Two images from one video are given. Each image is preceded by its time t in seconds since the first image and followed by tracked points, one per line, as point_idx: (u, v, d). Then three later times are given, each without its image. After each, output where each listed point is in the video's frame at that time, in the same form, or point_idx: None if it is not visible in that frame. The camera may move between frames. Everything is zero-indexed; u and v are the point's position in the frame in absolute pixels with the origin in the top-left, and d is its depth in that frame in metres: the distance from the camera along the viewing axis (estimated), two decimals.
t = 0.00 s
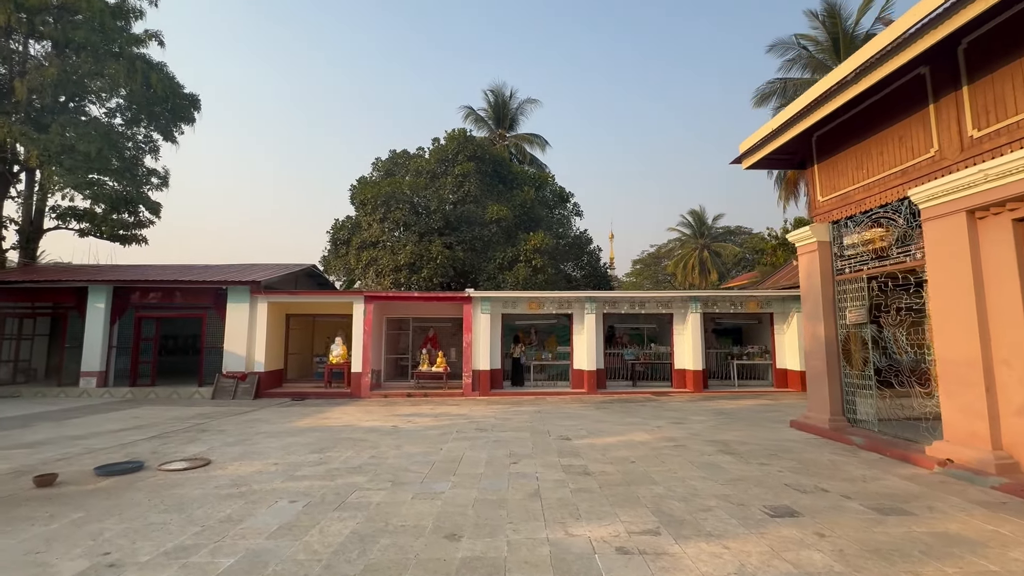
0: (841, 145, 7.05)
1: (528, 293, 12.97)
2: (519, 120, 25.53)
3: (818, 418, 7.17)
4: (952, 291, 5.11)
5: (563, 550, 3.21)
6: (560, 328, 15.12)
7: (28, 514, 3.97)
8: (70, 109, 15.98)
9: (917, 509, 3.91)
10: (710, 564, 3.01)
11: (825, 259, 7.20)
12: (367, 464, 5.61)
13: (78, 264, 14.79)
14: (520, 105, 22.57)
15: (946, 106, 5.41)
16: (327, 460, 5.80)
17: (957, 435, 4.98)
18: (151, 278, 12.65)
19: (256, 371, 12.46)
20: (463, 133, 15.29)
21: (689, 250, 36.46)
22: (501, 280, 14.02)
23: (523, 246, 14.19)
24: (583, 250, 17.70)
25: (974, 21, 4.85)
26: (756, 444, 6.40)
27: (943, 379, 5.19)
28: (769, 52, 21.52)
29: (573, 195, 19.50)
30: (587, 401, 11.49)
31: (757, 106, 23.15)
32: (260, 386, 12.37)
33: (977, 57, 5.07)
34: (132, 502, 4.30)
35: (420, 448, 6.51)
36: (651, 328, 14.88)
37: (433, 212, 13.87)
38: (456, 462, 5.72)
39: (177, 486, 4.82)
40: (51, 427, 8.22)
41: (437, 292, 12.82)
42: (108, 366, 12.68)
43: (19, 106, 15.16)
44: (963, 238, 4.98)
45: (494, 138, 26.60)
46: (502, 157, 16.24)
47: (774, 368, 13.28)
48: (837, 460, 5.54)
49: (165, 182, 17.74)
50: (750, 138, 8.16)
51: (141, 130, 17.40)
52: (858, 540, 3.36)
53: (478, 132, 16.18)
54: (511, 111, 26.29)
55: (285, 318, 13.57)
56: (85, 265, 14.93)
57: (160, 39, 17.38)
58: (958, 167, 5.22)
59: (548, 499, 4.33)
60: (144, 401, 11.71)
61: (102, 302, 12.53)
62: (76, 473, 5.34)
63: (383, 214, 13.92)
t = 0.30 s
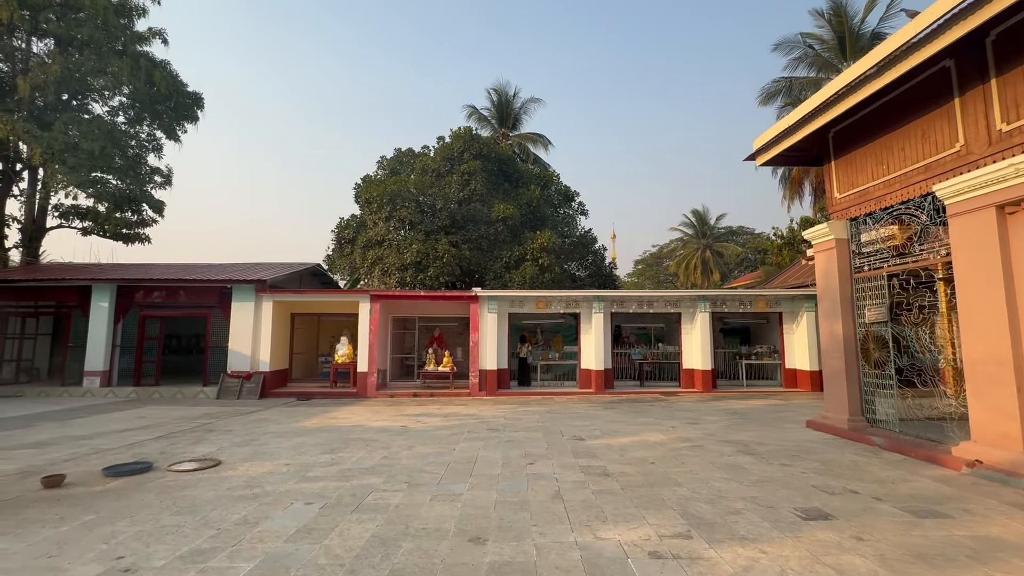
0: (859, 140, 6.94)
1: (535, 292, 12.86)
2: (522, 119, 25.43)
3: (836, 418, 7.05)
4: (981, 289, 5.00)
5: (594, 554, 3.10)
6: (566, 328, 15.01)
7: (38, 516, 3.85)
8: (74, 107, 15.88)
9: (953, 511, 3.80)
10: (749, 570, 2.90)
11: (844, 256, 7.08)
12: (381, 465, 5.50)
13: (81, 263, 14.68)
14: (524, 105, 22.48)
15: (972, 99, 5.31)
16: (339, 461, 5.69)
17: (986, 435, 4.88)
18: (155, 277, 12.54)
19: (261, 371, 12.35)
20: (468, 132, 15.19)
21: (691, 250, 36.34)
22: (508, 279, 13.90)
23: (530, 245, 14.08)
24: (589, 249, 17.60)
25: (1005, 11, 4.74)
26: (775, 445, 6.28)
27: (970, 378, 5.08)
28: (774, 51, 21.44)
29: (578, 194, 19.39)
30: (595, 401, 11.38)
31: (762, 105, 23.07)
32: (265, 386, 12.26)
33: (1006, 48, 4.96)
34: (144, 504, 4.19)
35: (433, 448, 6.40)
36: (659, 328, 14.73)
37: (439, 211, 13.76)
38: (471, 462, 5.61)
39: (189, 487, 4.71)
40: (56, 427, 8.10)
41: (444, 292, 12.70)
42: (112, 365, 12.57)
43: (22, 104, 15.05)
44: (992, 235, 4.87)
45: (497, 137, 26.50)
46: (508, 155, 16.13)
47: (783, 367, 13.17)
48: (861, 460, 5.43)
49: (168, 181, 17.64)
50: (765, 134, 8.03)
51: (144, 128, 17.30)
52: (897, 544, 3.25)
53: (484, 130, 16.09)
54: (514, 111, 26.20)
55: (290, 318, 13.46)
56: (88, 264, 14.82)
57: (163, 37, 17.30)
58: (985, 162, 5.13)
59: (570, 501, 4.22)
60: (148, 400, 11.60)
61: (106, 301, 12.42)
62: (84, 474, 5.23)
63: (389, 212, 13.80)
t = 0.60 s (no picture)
0: (881, 137, 6.80)
1: (543, 292, 12.71)
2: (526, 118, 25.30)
3: (858, 421, 6.89)
4: (1016, 288, 4.85)
5: (632, 567, 2.96)
6: (573, 328, 14.83)
7: (46, 525, 3.71)
8: (76, 105, 15.75)
9: (999, 520, 3.65)
10: None
11: (865, 255, 6.93)
12: (396, 469, 5.35)
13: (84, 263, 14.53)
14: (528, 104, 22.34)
15: (1005, 94, 5.16)
16: (353, 465, 5.54)
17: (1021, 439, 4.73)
18: (159, 276, 12.39)
19: (266, 371, 12.22)
20: (475, 130, 15.06)
21: (694, 250, 36.19)
22: (515, 279, 13.74)
23: (537, 244, 13.93)
24: (595, 249, 17.47)
25: None
26: (798, 448, 6.13)
27: (1003, 379, 4.94)
28: (781, 49, 21.30)
29: (584, 194, 19.23)
30: (605, 402, 11.23)
31: (768, 104, 22.93)
32: (271, 387, 12.12)
33: None
34: (156, 511, 4.04)
35: (447, 451, 6.26)
36: (667, 328, 14.50)
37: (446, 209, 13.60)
38: (488, 467, 5.46)
39: (201, 493, 4.56)
40: (60, 429, 7.95)
41: (451, 292, 12.54)
42: (115, 366, 12.43)
43: (24, 102, 14.91)
44: None
45: (501, 137, 26.36)
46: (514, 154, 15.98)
47: (794, 368, 13.01)
48: (890, 465, 5.28)
49: (171, 180, 17.51)
50: (784, 131, 7.90)
51: (147, 127, 17.17)
52: (947, 555, 3.10)
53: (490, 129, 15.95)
54: (518, 110, 26.07)
55: (295, 318, 13.32)
56: (91, 264, 14.67)
57: (167, 36, 17.17)
58: (1019, 158, 4.99)
59: (597, 508, 4.07)
60: (152, 401, 11.45)
61: (109, 301, 12.28)
62: (91, 478, 5.08)
63: (395, 211, 13.64)
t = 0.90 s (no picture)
0: (902, 135, 6.69)
1: (552, 292, 12.58)
2: (529, 118, 25.17)
3: (879, 423, 6.76)
4: None
5: None
6: (580, 329, 14.67)
7: (56, 532, 3.58)
8: (80, 104, 15.63)
9: None
10: None
11: (887, 253, 6.81)
12: (412, 473, 5.22)
13: (87, 262, 14.40)
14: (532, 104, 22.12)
15: None
16: (367, 468, 5.40)
17: None
18: (163, 276, 12.28)
19: (272, 372, 12.09)
20: (481, 129, 14.93)
21: (697, 250, 36.04)
22: (523, 279, 13.61)
23: (545, 243, 13.81)
24: (601, 249, 17.35)
25: None
26: (821, 451, 5.99)
27: None
28: (788, 48, 21.16)
29: (589, 193, 19.10)
30: (615, 403, 11.10)
31: (773, 104, 22.81)
32: (277, 388, 12.00)
33: None
34: (169, 517, 3.91)
35: (462, 454, 6.12)
36: (676, 328, 14.33)
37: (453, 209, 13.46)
38: (506, 470, 5.33)
39: (214, 498, 4.43)
40: (65, 431, 7.82)
41: (459, 292, 12.41)
42: (119, 367, 12.32)
43: (27, 101, 14.81)
44: None
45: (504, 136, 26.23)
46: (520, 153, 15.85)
47: (805, 369, 12.87)
48: (919, 469, 5.14)
49: (175, 179, 17.41)
50: (801, 128, 7.80)
51: (151, 125, 17.07)
52: (1000, 565, 2.97)
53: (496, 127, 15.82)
54: (521, 109, 25.94)
55: (301, 319, 13.20)
56: (94, 263, 14.55)
57: (171, 34, 17.07)
58: None
59: (625, 514, 3.94)
60: (157, 403, 11.32)
61: (113, 301, 12.18)
62: (100, 482, 4.95)
63: (402, 210, 13.53)
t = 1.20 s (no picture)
0: (924, 132, 6.56)
1: (560, 292, 12.45)
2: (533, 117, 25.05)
3: (900, 425, 6.64)
4: None
5: None
6: (588, 329, 14.54)
7: (68, 539, 3.47)
8: (83, 102, 15.53)
9: None
10: None
11: (909, 252, 6.69)
12: (428, 476, 5.09)
13: (92, 261, 14.29)
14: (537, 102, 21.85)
15: None
16: (382, 472, 5.28)
17: None
18: (168, 276, 12.18)
19: (278, 373, 11.97)
20: (487, 127, 14.81)
21: (700, 250, 35.86)
22: (530, 279, 13.47)
23: (552, 243, 13.69)
24: (607, 248, 17.22)
25: None
26: (844, 454, 5.86)
27: None
28: (795, 46, 20.99)
29: (595, 193, 18.97)
30: (626, 404, 10.96)
31: (780, 103, 22.65)
32: (283, 388, 11.89)
33: None
34: (184, 523, 3.79)
35: (477, 456, 6.00)
36: (685, 329, 14.20)
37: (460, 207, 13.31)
38: (524, 474, 5.20)
39: (227, 502, 4.32)
40: (71, 433, 7.70)
41: (467, 292, 12.28)
42: (124, 367, 12.20)
43: (31, 100, 14.71)
44: None
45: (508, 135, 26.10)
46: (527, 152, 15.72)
47: (816, 370, 12.72)
48: (949, 473, 5.01)
49: (178, 178, 17.31)
50: (818, 125, 7.68)
51: (155, 124, 16.98)
52: None
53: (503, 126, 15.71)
54: (525, 108, 25.81)
55: (306, 319, 13.08)
56: (98, 263, 14.43)
57: (175, 32, 16.97)
58: None
59: (653, 520, 3.81)
60: (162, 403, 11.20)
61: (118, 300, 12.09)
62: (110, 486, 4.83)
63: (408, 209, 13.40)
